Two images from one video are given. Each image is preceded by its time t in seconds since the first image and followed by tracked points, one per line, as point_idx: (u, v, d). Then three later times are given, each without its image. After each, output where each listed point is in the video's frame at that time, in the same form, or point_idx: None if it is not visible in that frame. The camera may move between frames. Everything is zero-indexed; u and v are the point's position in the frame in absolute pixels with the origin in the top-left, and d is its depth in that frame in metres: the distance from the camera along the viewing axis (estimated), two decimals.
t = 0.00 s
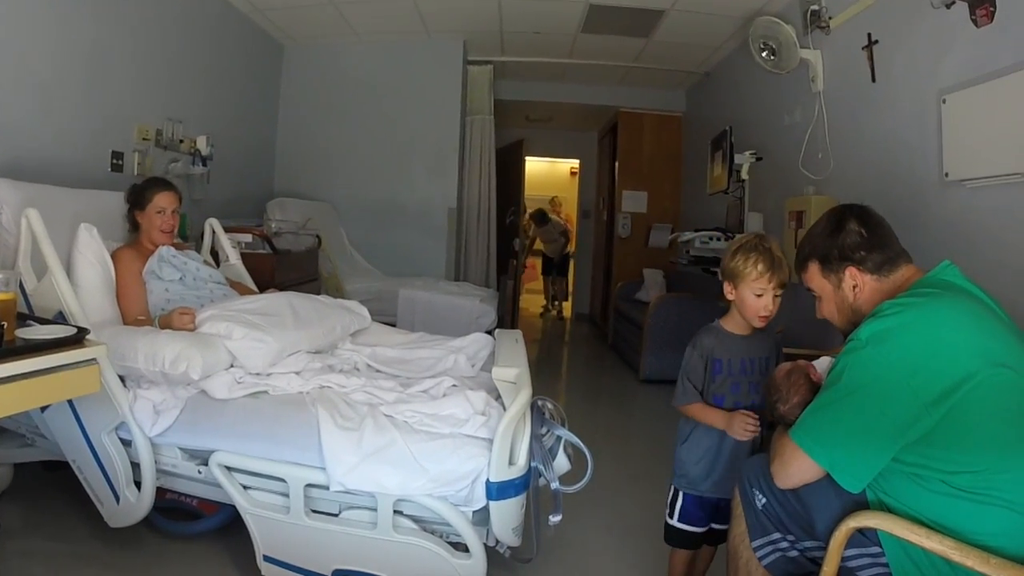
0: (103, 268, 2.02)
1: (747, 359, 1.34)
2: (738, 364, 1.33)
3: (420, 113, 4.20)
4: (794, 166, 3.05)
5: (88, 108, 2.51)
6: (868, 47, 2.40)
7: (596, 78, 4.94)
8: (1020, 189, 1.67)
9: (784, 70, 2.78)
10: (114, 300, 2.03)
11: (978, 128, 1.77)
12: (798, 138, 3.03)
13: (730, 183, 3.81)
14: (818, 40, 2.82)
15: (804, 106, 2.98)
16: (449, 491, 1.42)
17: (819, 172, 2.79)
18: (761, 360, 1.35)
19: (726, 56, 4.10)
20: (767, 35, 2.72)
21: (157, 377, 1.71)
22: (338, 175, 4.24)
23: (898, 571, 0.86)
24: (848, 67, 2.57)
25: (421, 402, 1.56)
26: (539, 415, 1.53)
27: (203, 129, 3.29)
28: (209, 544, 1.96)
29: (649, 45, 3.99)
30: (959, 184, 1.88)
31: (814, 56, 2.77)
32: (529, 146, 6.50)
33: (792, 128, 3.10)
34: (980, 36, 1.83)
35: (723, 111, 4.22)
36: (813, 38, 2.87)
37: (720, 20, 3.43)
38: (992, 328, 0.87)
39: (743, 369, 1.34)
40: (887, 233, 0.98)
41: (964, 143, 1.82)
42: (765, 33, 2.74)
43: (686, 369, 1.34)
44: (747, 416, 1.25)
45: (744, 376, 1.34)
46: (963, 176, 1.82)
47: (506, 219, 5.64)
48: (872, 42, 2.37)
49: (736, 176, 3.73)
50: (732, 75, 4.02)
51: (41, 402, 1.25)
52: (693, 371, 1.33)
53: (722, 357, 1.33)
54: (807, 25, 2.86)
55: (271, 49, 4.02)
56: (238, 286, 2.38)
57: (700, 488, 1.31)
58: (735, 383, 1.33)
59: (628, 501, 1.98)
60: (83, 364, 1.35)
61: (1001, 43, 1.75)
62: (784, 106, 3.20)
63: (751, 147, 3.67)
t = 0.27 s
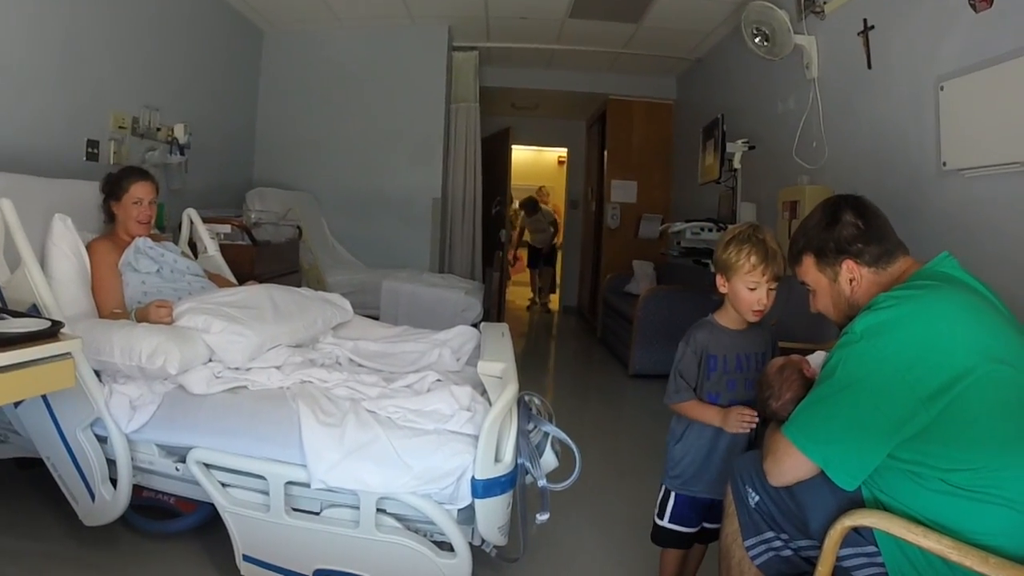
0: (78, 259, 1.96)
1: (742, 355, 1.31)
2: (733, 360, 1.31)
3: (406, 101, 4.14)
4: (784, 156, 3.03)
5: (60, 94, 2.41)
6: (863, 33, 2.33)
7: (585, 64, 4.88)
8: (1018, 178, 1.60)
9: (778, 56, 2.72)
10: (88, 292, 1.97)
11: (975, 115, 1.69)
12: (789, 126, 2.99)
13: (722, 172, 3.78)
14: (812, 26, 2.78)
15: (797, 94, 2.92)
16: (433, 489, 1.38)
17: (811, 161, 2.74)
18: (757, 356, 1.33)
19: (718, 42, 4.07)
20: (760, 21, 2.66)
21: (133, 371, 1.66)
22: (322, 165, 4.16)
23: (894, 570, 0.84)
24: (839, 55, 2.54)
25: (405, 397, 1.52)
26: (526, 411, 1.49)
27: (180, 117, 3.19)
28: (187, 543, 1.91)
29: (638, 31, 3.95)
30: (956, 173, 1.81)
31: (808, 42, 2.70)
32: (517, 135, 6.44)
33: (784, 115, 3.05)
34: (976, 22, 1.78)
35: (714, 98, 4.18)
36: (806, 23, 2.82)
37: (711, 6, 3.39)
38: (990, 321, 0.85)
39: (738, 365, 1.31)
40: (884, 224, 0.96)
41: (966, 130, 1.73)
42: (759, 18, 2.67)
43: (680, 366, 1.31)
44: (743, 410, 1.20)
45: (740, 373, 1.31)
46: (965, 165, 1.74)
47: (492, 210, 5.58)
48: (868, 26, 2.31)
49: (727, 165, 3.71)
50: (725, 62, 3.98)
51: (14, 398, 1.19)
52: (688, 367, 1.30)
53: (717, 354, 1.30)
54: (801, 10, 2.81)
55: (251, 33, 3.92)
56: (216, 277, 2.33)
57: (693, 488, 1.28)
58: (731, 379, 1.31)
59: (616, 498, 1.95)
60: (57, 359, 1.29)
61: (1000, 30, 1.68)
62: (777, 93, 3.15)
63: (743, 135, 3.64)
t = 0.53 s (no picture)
0: (51, 250, 1.89)
1: (736, 350, 1.29)
2: (727, 356, 1.28)
3: (392, 87, 4.07)
4: (777, 143, 3.00)
5: (30, 77, 2.31)
6: (859, 18, 2.31)
7: (573, 50, 4.83)
8: (1019, 166, 1.57)
9: (771, 41, 2.67)
10: (62, 283, 1.90)
11: (972, 102, 1.67)
12: (783, 114, 2.95)
13: (714, 161, 3.75)
14: (806, 11, 2.74)
15: (791, 79, 2.89)
16: (416, 487, 1.34)
17: (806, 150, 2.71)
18: (750, 351, 1.30)
19: (710, 27, 4.03)
20: (754, 5, 2.62)
21: (109, 365, 1.60)
22: (304, 153, 4.08)
23: (889, 569, 0.81)
24: (834, 42, 2.51)
25: (388, 392, 1.48)
26: (512, 407, 1.46)
27: (156, 104, 3.10)
28: (165, 543, 1.85)
29: (627, 15, 3.91)
30: (954, 162, 1.79)
31: (801, 27, 2.67)
32: (503, 123, 6.38)
33: (778, 102, 3.02)
34: (975, 7, 1.76)
35: (706, 85, 4.15)
36: (801, 8, 2.78)
37: None
38: (988, 314, 0.83)
39: (732, 360, 1.28)
40: (881, 213, 0.93)
41: (964, 118, 1.70)
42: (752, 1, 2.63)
43: (673, 362, 1.27)
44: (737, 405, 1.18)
45: (734, 368, 1.28)
46: (964, 154, 1.70)
47: (477, 200, 5.53)
48: (863, 12, 2.28)
49: (720, 152, 3.68)
50: (718, 47, 3.94)
51: None
52: (681, 364, 1.27)
53: (709, 348, 1.27)
54: None
55: (229, 16, 3.82)
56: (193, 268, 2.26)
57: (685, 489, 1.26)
58: (725, 375, 1.28)
59: (603, 495, 1.93)
60: (30, 353, 1.23)
61: (1000, 14, 1.66)
62: (771, 80, 3.10)
63: (735, 123, 3.61)
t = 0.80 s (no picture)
0: (23, 241, 1.81)
1: (729, 344, 1.26)
2: (720, 350, 1.26)
3: (378, 72, 3.99)
4: (769, 131, 2.99)
5: None
6: (852, 3, 2.28)
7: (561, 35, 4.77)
8: (1019, 155, 1.56)
9: (763, 25, 2.64)
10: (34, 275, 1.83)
11: (970, 88, 1.65)
12: (776, 101, 2.93)
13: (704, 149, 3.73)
14: None
15: (784, 66, 2.87)
16: (399, 484, 1.31)
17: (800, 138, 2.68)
18: (743, 344, 1.28)
19: (701, 11, 4.00)
20: None
21: (82, 359, 1.54)
22: (285, 141, 4.00)
23: (885, 568, 0.79)
24: (827, 28, 2.49)
25: (370, 386, 1.44)
26: (496, 402, 1.42)
27: (131, 91, 3.01)
28: (140, 543, 1.80)
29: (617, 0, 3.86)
30: (951, 150, 1.77)
31: (795, 12, 2.64)
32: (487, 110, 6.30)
33: (770, 89, 2.99)
34: None
35: (696, 73, 4.12)
36: None
37: None
38: (986, 306, 0.80)
39: (724, 355, 1.26)
40: (877, 200, 0.91)
41: (961, 105, 1.69)
42: None
43: (665, 357, 1.24)
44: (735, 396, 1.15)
45: (726, 362, 1.26)
46: (960, 141, 1.69)
47: (461, 188, 5.45)
48: None
49: (710, 140, 3.65)
50: (709, 34, 3.91)
51: None
52: (673, 358, 1.24)
53: (700, 343, 1.24)
54: None
55: None
56: (170, 259, 2.20)
57: (677, 487, 1.23)
58: (717, 370, 1.26)
59: (591, 492, 1.91)
60: None
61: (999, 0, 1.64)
62: (764, 66, 3.08)
63: (726, 110, 3.58)
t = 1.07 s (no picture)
0: None
1: (719, 337, 1.24)
2: (710, 343, 1.23)
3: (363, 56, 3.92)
4: (761, 118, 2.96)
5: None
6: None
7: (550, 20, 4.71)
8: (1019, 142, 1.55)
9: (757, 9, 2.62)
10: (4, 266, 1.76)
11: (969, 73, 1.64)
12: (769, 86, 2.90)
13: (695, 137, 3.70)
14: None
15: (777, 51, 2.85)
16: (381, 482, 1.27)
17: (794, 125, 2.65)
18: (733, 337, 1.25)
19: None
20: None
21: (53, 352, 1.48)
22: (266, 128, 3.92)
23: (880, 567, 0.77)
24: (822, 11, 2.47)
25: (350, 381, 1.39)
26: (481, 397, 1.38)
27: (104, 78, 2.91)
28: (113, 543, 1.74)
29: None
30: (950, 138, 1.75)
31: None
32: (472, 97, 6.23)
33: (763, 74, 2.97)
34: None
35: (686, 59, 4.09)
36: None
37: None
38: (985, 298, 0.78)
39: (715, 348, 1.24)
40: (874, 182, 0.90)
41: (960, 91, 1.67)
42: None
43: (654, 351, 1.21)
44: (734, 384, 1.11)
45: (717, 356, 1.24)
46: (960, 128, 1.67)
47: (444, 176, 5.38)
48: None
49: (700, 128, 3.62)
50: (699, 19, 3.88)
51: None
52: (664, 352, 1.21)
53: (689, 336, 1.22)
54: None
55: None
56: (144, 250, 2.14)
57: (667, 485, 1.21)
58: (708, 364, 1.23)
59: (579, 490, 1.89)
60: None
61: None
62: (757, 51, 3.05)
63: (716, 97, 3.56)
